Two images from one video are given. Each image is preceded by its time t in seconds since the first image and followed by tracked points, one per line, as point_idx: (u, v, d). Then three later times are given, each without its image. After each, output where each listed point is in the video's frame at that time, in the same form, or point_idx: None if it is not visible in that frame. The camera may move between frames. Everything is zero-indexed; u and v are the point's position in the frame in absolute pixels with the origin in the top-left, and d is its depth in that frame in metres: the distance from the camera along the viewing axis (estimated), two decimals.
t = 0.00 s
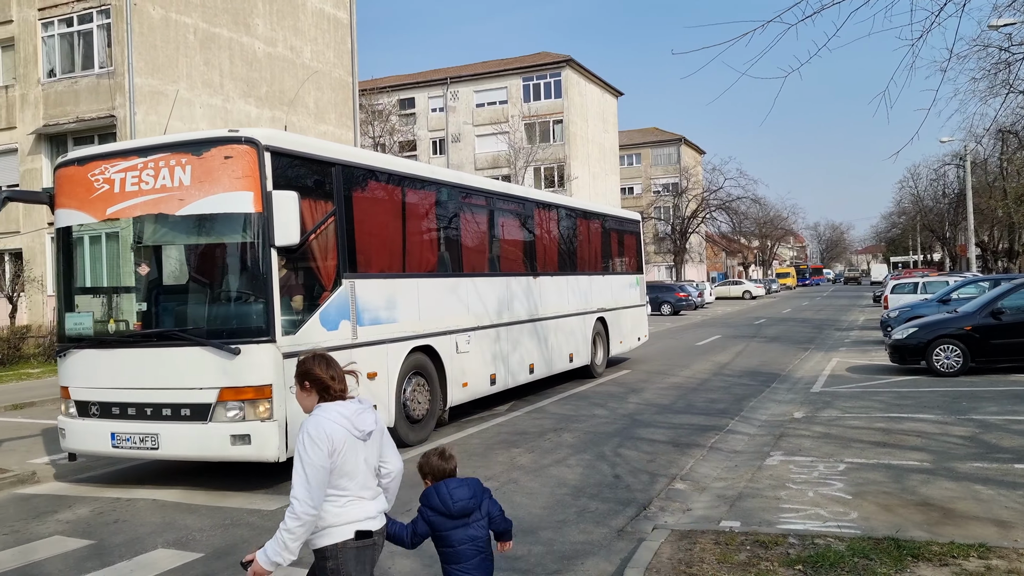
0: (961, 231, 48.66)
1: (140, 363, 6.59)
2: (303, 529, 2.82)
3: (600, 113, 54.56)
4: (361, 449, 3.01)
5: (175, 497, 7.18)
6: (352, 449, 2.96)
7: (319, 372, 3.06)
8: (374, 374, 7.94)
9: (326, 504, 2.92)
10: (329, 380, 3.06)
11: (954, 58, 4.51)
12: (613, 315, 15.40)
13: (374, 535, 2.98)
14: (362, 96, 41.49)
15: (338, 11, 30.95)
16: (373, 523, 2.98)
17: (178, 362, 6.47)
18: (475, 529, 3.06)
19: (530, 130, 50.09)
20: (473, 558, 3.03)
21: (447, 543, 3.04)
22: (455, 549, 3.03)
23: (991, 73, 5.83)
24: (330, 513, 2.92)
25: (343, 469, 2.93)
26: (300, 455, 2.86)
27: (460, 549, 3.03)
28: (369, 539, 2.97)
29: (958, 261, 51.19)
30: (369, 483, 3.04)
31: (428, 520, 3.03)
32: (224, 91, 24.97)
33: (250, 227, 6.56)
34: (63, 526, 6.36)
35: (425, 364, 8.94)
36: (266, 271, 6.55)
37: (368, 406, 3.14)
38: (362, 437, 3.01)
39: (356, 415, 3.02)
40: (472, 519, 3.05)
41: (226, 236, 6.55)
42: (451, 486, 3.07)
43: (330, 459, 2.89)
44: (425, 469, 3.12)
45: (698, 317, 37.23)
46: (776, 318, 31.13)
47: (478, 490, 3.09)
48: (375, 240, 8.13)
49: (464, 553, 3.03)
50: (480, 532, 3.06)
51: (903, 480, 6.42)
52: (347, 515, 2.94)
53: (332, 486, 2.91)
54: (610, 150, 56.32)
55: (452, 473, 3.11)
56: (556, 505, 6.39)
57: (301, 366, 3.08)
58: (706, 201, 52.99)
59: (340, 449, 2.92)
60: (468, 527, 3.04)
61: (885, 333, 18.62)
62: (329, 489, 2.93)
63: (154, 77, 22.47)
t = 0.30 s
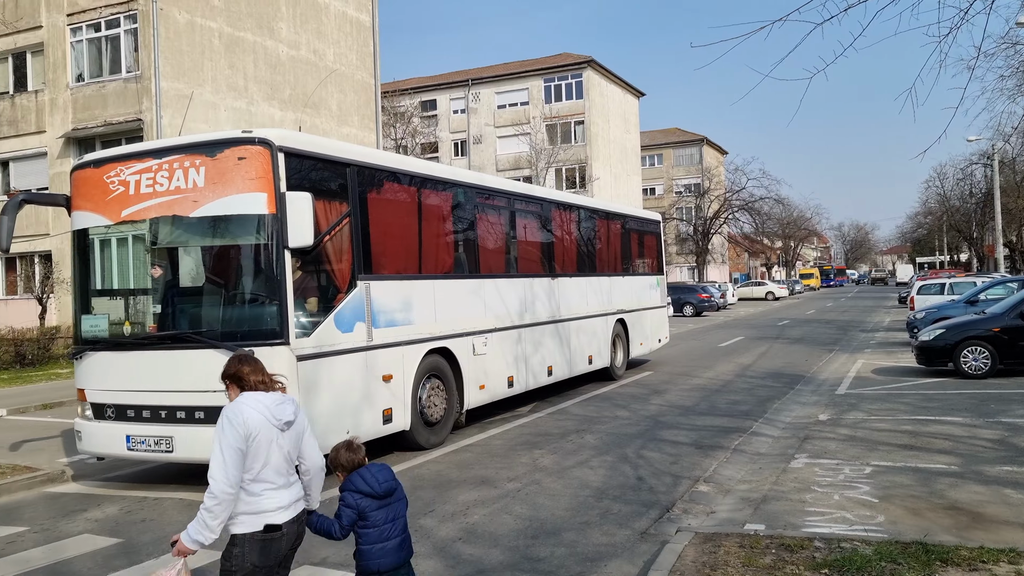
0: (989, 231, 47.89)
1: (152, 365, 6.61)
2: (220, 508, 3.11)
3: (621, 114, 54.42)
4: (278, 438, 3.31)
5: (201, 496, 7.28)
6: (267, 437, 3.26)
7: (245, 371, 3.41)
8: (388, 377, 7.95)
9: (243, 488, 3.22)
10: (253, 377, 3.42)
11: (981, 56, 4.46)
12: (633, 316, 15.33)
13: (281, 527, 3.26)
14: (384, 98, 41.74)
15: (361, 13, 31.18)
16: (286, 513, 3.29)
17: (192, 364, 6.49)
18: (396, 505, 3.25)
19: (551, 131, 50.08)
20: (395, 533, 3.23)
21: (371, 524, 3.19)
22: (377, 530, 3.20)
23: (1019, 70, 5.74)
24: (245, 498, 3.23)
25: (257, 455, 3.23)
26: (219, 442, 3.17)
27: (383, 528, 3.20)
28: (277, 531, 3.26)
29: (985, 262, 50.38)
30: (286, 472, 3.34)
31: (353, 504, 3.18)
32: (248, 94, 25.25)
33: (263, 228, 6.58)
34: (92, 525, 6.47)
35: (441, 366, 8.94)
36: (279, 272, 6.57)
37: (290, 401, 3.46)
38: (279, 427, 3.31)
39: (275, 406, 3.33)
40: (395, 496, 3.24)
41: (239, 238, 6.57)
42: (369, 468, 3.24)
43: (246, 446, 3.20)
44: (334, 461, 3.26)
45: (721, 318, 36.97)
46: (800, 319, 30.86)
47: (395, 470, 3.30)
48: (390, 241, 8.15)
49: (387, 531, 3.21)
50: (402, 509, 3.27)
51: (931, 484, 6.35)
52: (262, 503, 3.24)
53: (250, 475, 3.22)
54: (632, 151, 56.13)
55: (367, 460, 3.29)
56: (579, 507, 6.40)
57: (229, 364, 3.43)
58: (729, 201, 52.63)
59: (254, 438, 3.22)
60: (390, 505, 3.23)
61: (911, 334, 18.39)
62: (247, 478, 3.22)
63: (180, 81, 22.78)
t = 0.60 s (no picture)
0: None
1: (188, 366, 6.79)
2: (174, 501, 3.28)
3: (661, 115, 54.03)
4: (225, 439, 3.49)
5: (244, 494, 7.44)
6: (215, 436, 3.44)
7: (192, 375, 3.53)
8: (422, 379, 7.99)
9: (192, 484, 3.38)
10: (200, 381, 3.54)
11: None
12: (672, 318, 15.20)
13: (216, 524, 3.42)
14: (425, 102, 42.07)
15: (401, 17, 31.50)
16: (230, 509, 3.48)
17: (227, 366, 6.63)
18: (329, 501, 3.63)
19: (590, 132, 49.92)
20: (324, 526, 3.62)
21: (303, 516, 3.60)
22: (308, 520, 3.60)
23: None
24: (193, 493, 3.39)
25: (206, 453, 3.40)
26: (177, 438, 3.33)
27: (313, 520, 3.60)
28: (210, 526, 3.42)
29: None
30: (232, 471, 3.51)
31: (284, 496, 3.60)
32: (292, 99, 25.70)
33: (297, 230, 6.68)
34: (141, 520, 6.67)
35: (475, 368, 8.94)
36: (312, 274, 6.65)
37: (237, 403, 3.64)
38: (226, 428, 3.49)
39: (223, 409, 3.51)
40: (327, 492, 3.63)
41: (273, 240, 6.68)
42: (305, 464, 3.66)
43: (198, 443, 3.37)
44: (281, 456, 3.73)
45: (763, 320, 36.40)
46: (845, 322, 30.27)
47: (331, 468, 3.69)
48: (423, 243, 8.20)
49: (318, 523, 3.61)
50: (335, 504, 3.64)
51: (978, 491, 6.19)
52: (211, 498, 3.43)
53: (205, 470, 3.40)
54: (672, 152, 55.65)
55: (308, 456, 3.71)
56: (617, 509, 6.39)
57: (179, 366, 3.56)
58: (771, 202, 51.86)
59: (204, 436, 3.40)
60: (322, 499, 3.63)
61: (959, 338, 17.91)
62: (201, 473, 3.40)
63: (226, 86, 23.29)
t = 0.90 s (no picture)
0: None
1: (223, 365, 6.96)
2: (126, 477, 3.57)
3: (699, 113, 53.50)
4: (177, 420, 3.77)
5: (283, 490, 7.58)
6: (164, 418, 3.73)
7: (150, 361, 3.84)
8: (453, 379, 8.04)
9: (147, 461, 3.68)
10: (159, 365, 3.86)
11: None
12: (708, 319, 15.05)
13: (184, 491, 3.74)
14: (461, 103, 42.26)
15: (438, 19, 31.69)
16: (187, 483, 3.76)
17: (261, 365, 6.77)
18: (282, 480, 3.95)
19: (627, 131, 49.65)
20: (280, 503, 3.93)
21: (260, 496, 3.87)
22: (266, 499, 3.88)
23: None
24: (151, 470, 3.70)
25: (156, 434, 3.69)
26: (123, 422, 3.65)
27: (272, 497, 3.90)
28: (180, 494, 3.74)
29: None
30: (186, 448, 3.80)
31: (243, 478, 3.84)
32: (330, 101, 26.05)
33: (329, 230, 6.76)
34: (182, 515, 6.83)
35: (507, 368, 8.96)
36: (343, 274, 6.73)
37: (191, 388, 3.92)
38: (177, 410, 3.77)
39: (172, 392, 3.80)
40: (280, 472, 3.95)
41: (306, 240, 6.77)
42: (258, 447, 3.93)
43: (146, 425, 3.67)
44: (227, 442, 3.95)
45: (802, 321, 35.80)
46: (887, 322, 29.62)
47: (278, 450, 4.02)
48: (454, 243, 8.24)
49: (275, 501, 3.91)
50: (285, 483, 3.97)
51: None
52: (165, 474, 3.70)
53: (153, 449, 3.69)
54: (710, 151, 55.06)
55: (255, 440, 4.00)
56: (652, 510, 6.36)
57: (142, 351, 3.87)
58: (811, 201, 51.02)
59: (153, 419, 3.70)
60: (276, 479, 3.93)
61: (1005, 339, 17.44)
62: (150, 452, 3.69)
63: (266, 89, 23.70)
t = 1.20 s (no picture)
0: None
1: (249, 365, 7.05)
2: (90, 457, 3.99)
3: (728, 112, 53.01)
4: (138, 409, 4.25)
5: (311, 489, 7.66)
6: (128, 406, 4.20)
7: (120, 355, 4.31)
8: (477, 379, 8.06)
9: (108, 445, 4.12)
10: (128, 358, 4.33)
11: None
12: (736, 319, 14.92)
13: (136, 481, 4.17)
14: (488, 103, 42.36)
15: (465, 20, 31.81)
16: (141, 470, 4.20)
17: (287, 364, 6.85)
18: (230, 473, 4.32)
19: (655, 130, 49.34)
20: (225, 495, 4.29)
21: (206, 485, 4.27)
22: (211, 490, 4.28)
23: None
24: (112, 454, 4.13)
25: (119, 420, 4.15)
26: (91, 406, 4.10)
27: (216, 488, 4.28)
28: (131, 484, 4.16)
29: None
30: (143, 437, 4.26)
31: (188, 470, 4.26)
32: (358, 102, 26.26)
33: (353, 230, 6.82)
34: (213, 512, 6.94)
35: (532, 368, 8.95)
36: (368, 275, 6.78)
37: (153, 382, 4.42)
38: (141, 400, 4.26)
39: (138, 384, 4.27)
40: (228, 466, 4.31)
41: (331, 240, 6.84)
42: (208, 441, 4.32)
43: (113, 410, 4.14)
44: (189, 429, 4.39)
45: (833, 321, 35.27)
46: (921, 322, 29.06)
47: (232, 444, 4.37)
48: (480, 242, 8.27)
49: (218, 492, 4.29)
50: (235, 476, 4.34)
51: None
52: (124, 459, 4.14)
53: (116, 434, 4.14)
54: (739, 149, 54.52)
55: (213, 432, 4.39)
56: (679, 510, 6.33)
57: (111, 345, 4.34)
58: (843, 200, 50.27)
59: (119, 405, 4.16)
60: (224, 472, 4.30)
61: None
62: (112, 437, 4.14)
63: (295, 91, 23.98)
